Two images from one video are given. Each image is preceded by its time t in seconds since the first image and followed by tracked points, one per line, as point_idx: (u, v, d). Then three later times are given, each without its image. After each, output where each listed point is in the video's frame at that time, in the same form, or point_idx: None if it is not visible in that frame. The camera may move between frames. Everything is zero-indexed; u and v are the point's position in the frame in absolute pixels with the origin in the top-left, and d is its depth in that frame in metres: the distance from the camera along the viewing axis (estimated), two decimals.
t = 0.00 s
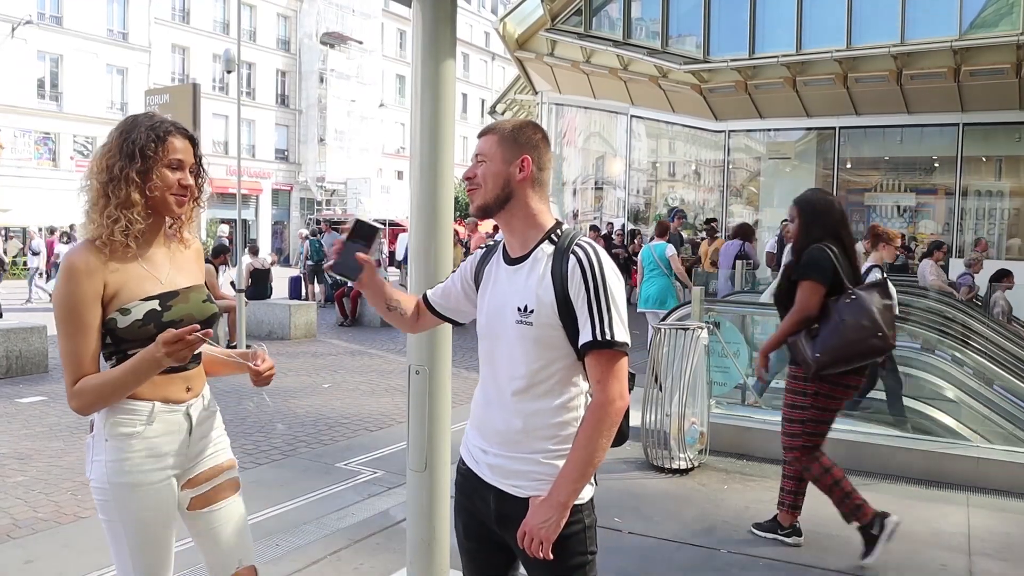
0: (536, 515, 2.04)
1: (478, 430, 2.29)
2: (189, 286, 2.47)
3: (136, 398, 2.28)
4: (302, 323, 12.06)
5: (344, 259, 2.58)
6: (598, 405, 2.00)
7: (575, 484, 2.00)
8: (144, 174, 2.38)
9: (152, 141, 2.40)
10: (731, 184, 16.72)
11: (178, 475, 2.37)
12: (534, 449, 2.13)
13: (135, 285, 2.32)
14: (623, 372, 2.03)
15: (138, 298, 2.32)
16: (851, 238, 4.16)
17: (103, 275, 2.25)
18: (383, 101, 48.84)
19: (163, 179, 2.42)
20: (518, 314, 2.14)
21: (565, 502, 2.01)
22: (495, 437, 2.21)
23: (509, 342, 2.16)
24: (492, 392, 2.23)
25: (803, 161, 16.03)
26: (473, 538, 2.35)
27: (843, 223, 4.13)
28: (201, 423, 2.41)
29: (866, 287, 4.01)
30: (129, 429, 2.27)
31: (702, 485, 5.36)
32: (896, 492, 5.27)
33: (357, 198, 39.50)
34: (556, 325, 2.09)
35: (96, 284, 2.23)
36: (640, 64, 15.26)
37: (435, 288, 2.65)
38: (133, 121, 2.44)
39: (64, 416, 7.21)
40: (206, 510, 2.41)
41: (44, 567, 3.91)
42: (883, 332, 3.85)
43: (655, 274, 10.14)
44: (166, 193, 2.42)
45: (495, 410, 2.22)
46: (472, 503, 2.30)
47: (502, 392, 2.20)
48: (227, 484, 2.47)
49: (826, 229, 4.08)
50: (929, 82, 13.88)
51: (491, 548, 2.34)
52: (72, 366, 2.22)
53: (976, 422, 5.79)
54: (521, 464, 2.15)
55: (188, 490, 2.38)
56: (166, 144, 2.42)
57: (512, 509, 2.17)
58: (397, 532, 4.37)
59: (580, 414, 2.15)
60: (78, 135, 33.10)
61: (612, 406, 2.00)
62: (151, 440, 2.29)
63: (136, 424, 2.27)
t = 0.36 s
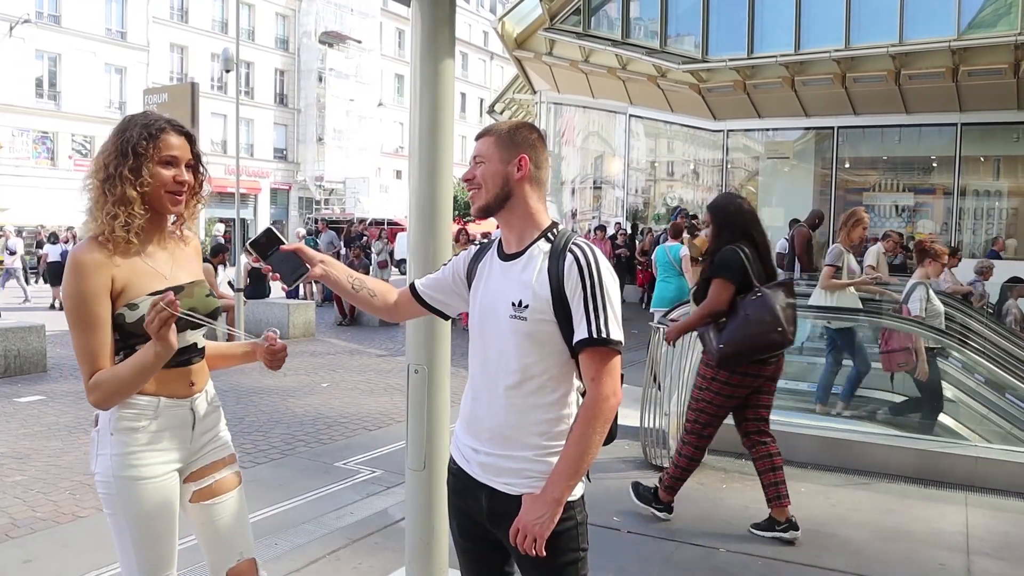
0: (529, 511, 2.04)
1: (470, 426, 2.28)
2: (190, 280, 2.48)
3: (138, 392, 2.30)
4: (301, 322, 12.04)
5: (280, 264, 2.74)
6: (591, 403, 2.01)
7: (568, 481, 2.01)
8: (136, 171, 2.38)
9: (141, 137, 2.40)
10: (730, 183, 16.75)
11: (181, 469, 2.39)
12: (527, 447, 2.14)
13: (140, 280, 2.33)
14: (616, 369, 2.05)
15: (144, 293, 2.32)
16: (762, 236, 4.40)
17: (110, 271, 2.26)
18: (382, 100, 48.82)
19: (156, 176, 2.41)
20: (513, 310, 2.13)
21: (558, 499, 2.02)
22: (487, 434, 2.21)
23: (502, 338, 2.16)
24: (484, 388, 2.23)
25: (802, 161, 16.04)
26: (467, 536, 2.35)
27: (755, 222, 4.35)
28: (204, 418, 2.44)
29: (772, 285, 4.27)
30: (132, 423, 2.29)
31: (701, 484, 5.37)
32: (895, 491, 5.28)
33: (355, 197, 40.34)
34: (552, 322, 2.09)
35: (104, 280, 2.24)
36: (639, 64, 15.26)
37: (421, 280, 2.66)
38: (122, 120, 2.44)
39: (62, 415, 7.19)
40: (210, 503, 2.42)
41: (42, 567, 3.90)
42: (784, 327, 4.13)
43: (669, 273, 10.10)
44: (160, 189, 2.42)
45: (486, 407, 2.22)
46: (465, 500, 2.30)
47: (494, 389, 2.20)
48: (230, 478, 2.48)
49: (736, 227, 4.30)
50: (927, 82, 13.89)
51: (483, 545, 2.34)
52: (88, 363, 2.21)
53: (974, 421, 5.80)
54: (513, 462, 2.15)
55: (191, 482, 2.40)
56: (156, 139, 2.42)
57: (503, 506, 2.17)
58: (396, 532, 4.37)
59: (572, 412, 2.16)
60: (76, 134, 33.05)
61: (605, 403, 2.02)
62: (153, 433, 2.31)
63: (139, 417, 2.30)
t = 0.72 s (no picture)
0: (532, 510, 2.04)
1: (471, 427, 2.28)
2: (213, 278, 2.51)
3: (167, 393, 2.37)
4: (301, 322, 12.04)
5: (344, 267, 2.65)
6: (590, 399, 2.01)
7: (569, 480, 2.00)
8: (151, 175, 2.47)
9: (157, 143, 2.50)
10: (730, 182, 16.76)
11: (212, 472, 2.44)
12: (530, 446, 2.13)
13: (153, 278, 2.40)
14: (614, 365, 2.04)
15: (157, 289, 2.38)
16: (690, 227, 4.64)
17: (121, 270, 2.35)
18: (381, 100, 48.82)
19: (168, 179, 2.48)
20: (510, 310, 2.13)
21: (560, 497, 2.01)
22: (489, 434, 2.20)
23: (501, 338, 2.15)
24: (485, 387, 2.23)
25: (801, 160, 16.06)
26: (470, 536, 2.35)
27: (679, 216, 4.58)
28: (234, 422, 2.48)
29: (682, 269, 4.49)
30: (160, 424, 2.35)
31: (702, 484, 5.36)
32: (895, 490, 5.28)
33: (355, 196, 40.16)
34: (549, 320, 2.09)
35: (115, 280, 2.34)
36: (638, 63, 15.26)
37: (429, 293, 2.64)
38: (149, 129, 2.55)
39: (63, 415, 7.19)
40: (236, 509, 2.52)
41: (42, 568, 3.90)
42: (682, 310, 4.38)
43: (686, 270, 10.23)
44: (174, 192, 2.48)
45: (487, 407, 2.22)
46: (467, 501, 2.30)
47: (494, 388, 2.19)
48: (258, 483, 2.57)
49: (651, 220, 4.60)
50: (926, 81, 13.90)
51: (487, 545, 2.33)
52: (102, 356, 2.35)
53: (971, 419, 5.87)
54: (515, 461, 2.15)
55: (221, 489, 2.47)
56: (171, 144, 2.51)
57: (506, 506, 2.17)
58: (397, 531, 4.36)
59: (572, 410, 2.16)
60: (75, 134, 33.03)
61: (604, 400, 2.01)
62: (182, 436, 2.36)
63: (169, 419, 2.35)
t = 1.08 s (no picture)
0: (534, 512, 2.04)
1: (476, 430, 2.29)
2: (237, 278, 2.53)
3: (183, 390, 2.41)
4: (304, 322, 12.05)
5: (383, 274, 2.57)
6: (588, 400, 2.00)
7: (570, 480, 2.01)
8: (180, 177, 2.55)
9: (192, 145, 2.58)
10: (732, 182, 16.78)
11: (230, 468, 2.46)
12: (532, 448, 2.14)
13: (174, 278, 2.46)
14: (614, 366, 2.03)
15: (175, 288, 2.44)
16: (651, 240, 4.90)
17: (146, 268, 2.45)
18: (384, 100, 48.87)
19: (197, 182, 2.56)
20: (511, 312, 2.14)
21: (561, 498, 2.01)
22: (492, 436, 2.21)
23: (503, 340, 2.16)
24: (487, 390, 2.24)
25: (804, 160, 16.07)
26: (475, 537, 2.35)
27: (636, 229, 4.88)
28: (252, 419, 2.48)
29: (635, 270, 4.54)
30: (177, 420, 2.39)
31: (706, 484, 5.37)
32: (899, 491, 5.28)
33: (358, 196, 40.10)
34: (547, 321, 2.09)
35: (138, 279, 2.44)
36: (641, 63, 15.25)
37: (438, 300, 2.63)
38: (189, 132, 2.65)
39: (66, 415, 7.21)
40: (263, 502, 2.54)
41: (46, 568, 3.90)
42: (625, 309, 4.41)
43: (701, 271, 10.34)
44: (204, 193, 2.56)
45: (490, 409, 2.22)
46: (472, 503, 2.30)
47: (497, 390, 2.20)
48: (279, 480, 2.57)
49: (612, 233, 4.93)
50: (929, 80, 13.89)
51: (492, 546, 2.34)
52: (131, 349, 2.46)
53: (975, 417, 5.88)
54: (518, 463, 2.15)
55: (238, 484, 2.48)
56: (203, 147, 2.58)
57: (509, 507, 2.18)
58: (401, 532, 4.37)
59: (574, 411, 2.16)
60: (78, 134, 33.06)
61: (603, 400, 2.01)
62: (200, 432, 2.40)
63: (187, 416, 2.40)
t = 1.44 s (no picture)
0: (549, 513, 2.04)
1: (489, 430, 2.29)
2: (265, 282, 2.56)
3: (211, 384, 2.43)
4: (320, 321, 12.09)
5: (406, 276, 2.57)
6: (606, 401, 2.00)
7: (586, 481, 2.01)
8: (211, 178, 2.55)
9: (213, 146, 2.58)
10: (748, 181, 16.71)
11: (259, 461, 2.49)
12: (547, 448, 2.14)
13: (203, 280, 2.47)
14: (631, 368, 2.03)
15: (205, 292, 2.46)
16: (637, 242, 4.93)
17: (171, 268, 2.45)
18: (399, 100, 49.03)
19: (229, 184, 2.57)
20: (527, 312, 2.14)
21: (576, 500, 2.01)
22: (506, 437, 2.21)
23: (518, 341, 2.17)
24: (502, 390, 2.24)
25: (821, 159, 15.97)
26: (488, 538, 2.35)
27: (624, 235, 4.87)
28: (281, 413, 2.50)
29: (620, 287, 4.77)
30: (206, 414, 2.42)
31: (722, 485, 5.34)
32: (917, 492, 5.23)
33: (373, 196, 40.22)
34: (565, 322, 2.09)
35: (169, 278, 2.44)
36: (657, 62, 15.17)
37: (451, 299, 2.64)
38: (211, 135, 2.66)
39: (86, 414, 7.28)
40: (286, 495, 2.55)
41: (67, 564, 3.95)
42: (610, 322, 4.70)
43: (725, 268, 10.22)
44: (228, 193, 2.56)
45: (505, 409, 2.22)
46: (485, 502, 2.30)
47: (512, 390, 2.20)
48: (305, 473, 2.59)
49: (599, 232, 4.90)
50: (948, 79, 13.76)
51: (504, 546, 2.34)
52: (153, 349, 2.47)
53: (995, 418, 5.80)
54: (533, 464, 2.15)
55: (267, 476, 2.51)
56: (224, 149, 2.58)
57: (523, 507, 2.18)
58: (417, 531, 4.38)
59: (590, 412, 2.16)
60: (97, 135, 33.39)
61: (621, 401, 2.00)
62: (230, 425, 2.42)
63: (216, 409, 2.43)
